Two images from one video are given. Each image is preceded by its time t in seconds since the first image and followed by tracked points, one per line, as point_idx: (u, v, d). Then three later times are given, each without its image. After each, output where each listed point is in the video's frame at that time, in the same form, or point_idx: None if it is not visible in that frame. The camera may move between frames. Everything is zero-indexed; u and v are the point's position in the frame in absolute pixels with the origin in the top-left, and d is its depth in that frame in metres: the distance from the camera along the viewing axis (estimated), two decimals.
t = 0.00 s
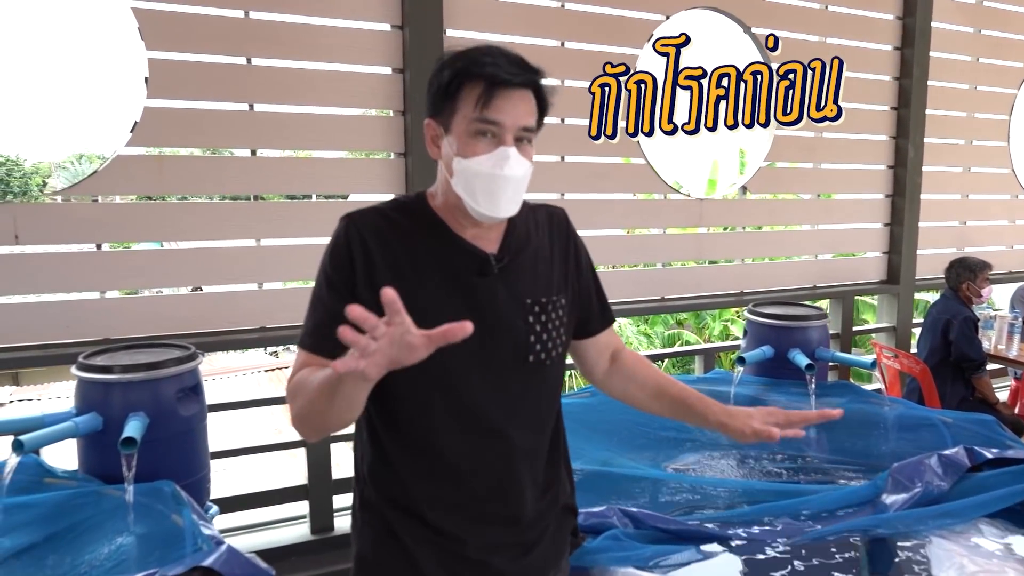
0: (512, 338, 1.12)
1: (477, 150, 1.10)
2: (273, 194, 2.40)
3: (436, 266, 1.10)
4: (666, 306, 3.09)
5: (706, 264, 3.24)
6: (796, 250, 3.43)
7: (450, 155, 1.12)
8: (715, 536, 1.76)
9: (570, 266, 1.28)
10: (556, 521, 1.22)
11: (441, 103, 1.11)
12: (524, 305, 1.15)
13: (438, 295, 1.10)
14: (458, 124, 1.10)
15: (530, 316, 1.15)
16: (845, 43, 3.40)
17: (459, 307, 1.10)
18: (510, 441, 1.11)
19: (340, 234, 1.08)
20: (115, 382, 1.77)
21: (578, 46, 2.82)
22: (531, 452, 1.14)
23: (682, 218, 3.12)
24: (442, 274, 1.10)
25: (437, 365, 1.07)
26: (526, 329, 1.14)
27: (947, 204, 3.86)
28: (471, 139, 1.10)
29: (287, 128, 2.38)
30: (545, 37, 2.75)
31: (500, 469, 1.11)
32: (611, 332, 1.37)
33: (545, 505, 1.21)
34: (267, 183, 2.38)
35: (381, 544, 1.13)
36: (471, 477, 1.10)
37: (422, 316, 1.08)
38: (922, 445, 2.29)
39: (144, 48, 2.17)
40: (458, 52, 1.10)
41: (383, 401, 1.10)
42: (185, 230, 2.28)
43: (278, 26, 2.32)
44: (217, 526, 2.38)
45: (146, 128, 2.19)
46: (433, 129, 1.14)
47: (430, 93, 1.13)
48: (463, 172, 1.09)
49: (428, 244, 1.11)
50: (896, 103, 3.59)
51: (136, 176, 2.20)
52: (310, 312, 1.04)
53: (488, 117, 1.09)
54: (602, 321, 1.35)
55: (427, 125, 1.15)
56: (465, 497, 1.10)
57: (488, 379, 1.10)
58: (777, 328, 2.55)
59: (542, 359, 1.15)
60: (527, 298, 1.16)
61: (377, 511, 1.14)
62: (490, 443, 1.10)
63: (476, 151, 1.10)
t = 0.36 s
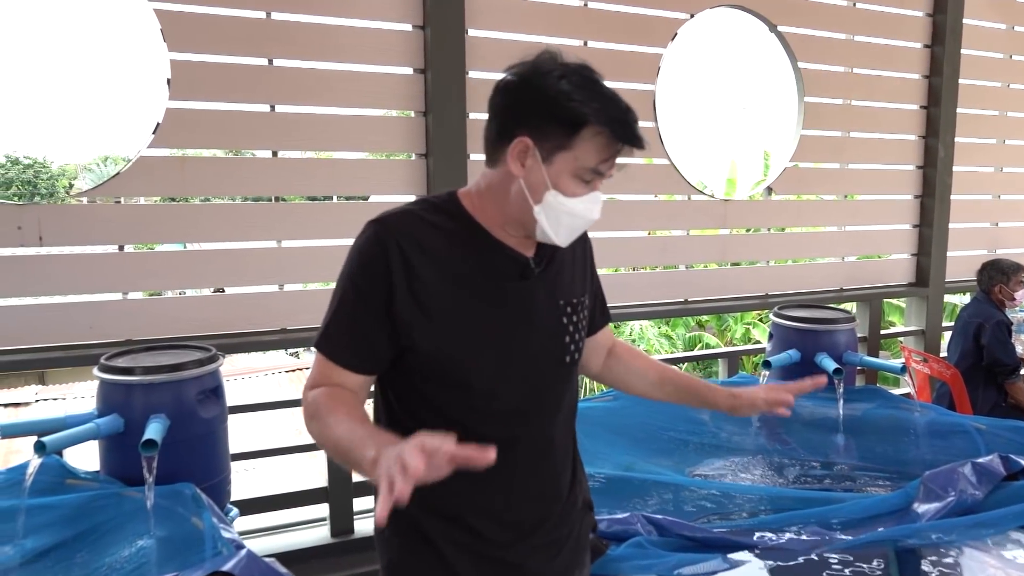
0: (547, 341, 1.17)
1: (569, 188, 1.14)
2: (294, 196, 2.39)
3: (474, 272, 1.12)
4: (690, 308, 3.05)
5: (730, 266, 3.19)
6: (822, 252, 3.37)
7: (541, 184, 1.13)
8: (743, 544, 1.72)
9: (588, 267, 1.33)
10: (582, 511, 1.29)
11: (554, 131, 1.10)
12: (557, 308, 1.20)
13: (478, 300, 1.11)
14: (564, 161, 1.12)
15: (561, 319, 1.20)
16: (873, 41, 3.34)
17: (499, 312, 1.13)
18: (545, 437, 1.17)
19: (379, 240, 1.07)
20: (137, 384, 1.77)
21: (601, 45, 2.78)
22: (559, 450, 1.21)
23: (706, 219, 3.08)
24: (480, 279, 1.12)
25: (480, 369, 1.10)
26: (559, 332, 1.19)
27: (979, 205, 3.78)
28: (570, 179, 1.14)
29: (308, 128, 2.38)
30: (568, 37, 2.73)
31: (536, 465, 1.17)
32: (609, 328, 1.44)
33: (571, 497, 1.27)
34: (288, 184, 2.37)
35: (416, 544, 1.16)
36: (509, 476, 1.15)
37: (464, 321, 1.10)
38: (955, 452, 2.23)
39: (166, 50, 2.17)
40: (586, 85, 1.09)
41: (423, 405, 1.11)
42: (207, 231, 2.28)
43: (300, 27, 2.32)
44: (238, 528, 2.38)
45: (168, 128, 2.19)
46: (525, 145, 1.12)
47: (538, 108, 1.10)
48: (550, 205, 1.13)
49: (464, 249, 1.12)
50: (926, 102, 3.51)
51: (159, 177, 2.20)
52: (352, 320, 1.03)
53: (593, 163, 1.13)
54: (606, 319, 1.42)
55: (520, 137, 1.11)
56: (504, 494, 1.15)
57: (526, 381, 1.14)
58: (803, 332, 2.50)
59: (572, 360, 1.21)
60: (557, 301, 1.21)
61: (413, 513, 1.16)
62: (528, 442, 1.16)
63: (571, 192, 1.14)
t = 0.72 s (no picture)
0: (565, 351, 1.19)
1: (610, 201, 1.14)
2: (301, 197, 2.39)
3: (510, 282, 1.08)
4: (700, 309, 3.03)
5: (740, 267, 3.16)
6: (833, 253, 3.34)
7: (586, 197, 1.11)
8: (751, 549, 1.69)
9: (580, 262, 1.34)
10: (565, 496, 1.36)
11: (606, 145, 1.08)
12: (571, 315, 1.21)
13: (514, 313, 1.08)
14: (610, 174, 1.11)
15: (574, 326, 1.22)
16: (886, 40, 3.30)
17: (533, 326, 1.11)
18: (559, 442, 1.21)
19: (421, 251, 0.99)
20: (144, 384, 1.78)
21: (610, 46, 2.77)
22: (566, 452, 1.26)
23: (717, 220, 3.06)
24: (514, 290, 1.09)
25: (516, 385, 1.09)
26: (573, 339, 1.21)
27: (993, 206, 3.73)
28: (612, 192, 1.13)
29: (316, 129, 2.38)
30: (577, 37, 2.71)
31: (549, 469, 1.20)
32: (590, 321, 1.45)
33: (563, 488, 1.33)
34: (297, 186, 2.37)
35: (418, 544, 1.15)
36: (526, 483, 1.17)
37: (503, 337, 1.07)
38: (967, 456, 2.20)
39: (175, 52, 2.17)
40: (637, 99, 1.08)
41: (453, 417, 1.09)
42: (216, 232, 2.28)
43: (308, 28, 2.32)
44: (245, 528, 2.39)
45: (177, 130, 2.20)
46: (574, 157, 1.08)
47: (589, 120, 1.06)
48: (594, 218, 1.13)
49: (499, 258, 1.08)
50: (939, 102, 3.47)
51: (169, 178, 2.21)
52: (399, 342, 0.95)
53: (633, 178, 1.14)
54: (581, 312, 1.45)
55: (569, 149, 1.07)
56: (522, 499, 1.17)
57: (551, 392, 1.15)
58: (813, 333, 2.47)
59: (579, 366, 1.24)
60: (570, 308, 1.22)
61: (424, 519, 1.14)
62: (548, 449, 1.18)
63: (610, 204, 1.14)
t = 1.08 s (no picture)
0: (560, 351, 1.17)
1: (613, 202, 1.13)
2: (297, 195, 2.39)
3: (511, 282, 1.06)
4: (697, 309, 3.02)
5: (739, 267, 3.16)
6: (833, 253, 3.32)
7: (590, 199, 1.10)
8: (742, 547, 1.68)
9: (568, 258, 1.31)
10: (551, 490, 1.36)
11: (611, 148, 1.07)
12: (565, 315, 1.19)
13: (515, 315, 1.06)
14: (614, 176, 1.10)
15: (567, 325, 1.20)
16: (886, 39, 3.29)
17: (533, 328, 1.08)
18: (551, 441, 1.20)
19: (427, 249, 0.97)
20: (137, 382, 1.78)
21: (607, 44, 2.77)
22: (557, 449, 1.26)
23: (715, 219, 3.05)
24: (515, 291, 1.06)
25: (517, 386, 1.07)
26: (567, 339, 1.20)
27: (995, 206, 3.72)
28: (615, 194, 1.12)
29: (312, 128, 2.38)
30: (574, 36, 2.71)
31: (541, 468, 1.20)
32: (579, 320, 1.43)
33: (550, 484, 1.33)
34: (293, 184, 2.38)
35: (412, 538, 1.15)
36: (520, 482, 1.17)
37: (505, 339, 1.05)
38: (962, 456, 2.19)
39: (171, 50, 2.18)
40: (644, 103, 1.07)
41: (452, 417, 1.07)
42: (213, 231, 2.29)
43: (304, 27, 2.32)
44: (240, 526, 2.39)
45: (172, 128, 2.20)
46: (581, 160, 1.06)
47: (597, 124, 1.04)
48: (597, 219, 1.12)
49: (501, 258, 1.05)
50: (940, 101, 3.46)
51: (166, 177, 2.22)
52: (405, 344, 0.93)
53: (636, 181, 1.13)
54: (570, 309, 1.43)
55: (577, 151, 1.05)
56: (514, 498, 1.17)
57: (547, 391, 1.15)
58: (810, 333, 2.47)
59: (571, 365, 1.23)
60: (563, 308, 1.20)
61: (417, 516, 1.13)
62: (542, 449, 1.18)
63: (612, 206, 1.13)
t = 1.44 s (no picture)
0: (528, 339, 1.14)
1: (588, 181, 1.12)
2: (279, 189, 2.38)
3: (470, 262, 1.05)
4: (684, 305, 3.02)
5: (725, 262, 3.16)
6: (820, 249, 3.32)
7: (565, 178, 1.09)
8: (720, 543, 1.68)
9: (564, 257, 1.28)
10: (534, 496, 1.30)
11: (583, 127, 1.06)
12: (538, 307, 1.16)
13: (471, 292, 1.05)
14: (588, 155, 1.10)
15: (542, 317, 1.17)
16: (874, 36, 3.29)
17: (491, 307, 1.07)
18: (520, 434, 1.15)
19: (380, 221, 0.99)
20: (115, 375, 1.78)
21: (593, 40, 2.76)
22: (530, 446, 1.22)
23: (702, 215, 3.05)
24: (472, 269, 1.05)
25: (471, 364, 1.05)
26: (539, 330, 1.16)
27: (982, 203, 3.72)
28: (590, 173, 1.12)
29: (294, 122, 2.36)
30: (560, 31, 2.70)
31: (508, 462, 1.14)
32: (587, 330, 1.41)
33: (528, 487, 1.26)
34: (275, 179, 2.36)
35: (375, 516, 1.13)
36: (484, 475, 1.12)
37: (457, 314, 1.04)
38: (945, 452, 2.20)
39: (152, 43, 2.16)
40: (610, 81, 1.07)
41: (408, 393, 1.06)
42: (197, 225, 2.28)
43: (286, 21, 2.31)
44: (222, 522, 2.38)
45: (153, 121, 2.19)
46: (555, 140, 1.06)
47: (567, 104, 1.04)
48: (573, 199, 1.11)
49: (462, 237, 1.05)
50: (928, 98, 3.46)
51: (147, 172, 2.20)
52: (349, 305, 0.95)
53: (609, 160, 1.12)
54: (584, 321, 1.39)
55: (549, 131, 1.05)
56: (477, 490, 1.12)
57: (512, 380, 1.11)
58: (795, 329, 2.46)
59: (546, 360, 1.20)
60: (539, 302, 1.17)
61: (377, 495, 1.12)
62: (507, 440, 1.13)
63: (588, 185, 1.12)
